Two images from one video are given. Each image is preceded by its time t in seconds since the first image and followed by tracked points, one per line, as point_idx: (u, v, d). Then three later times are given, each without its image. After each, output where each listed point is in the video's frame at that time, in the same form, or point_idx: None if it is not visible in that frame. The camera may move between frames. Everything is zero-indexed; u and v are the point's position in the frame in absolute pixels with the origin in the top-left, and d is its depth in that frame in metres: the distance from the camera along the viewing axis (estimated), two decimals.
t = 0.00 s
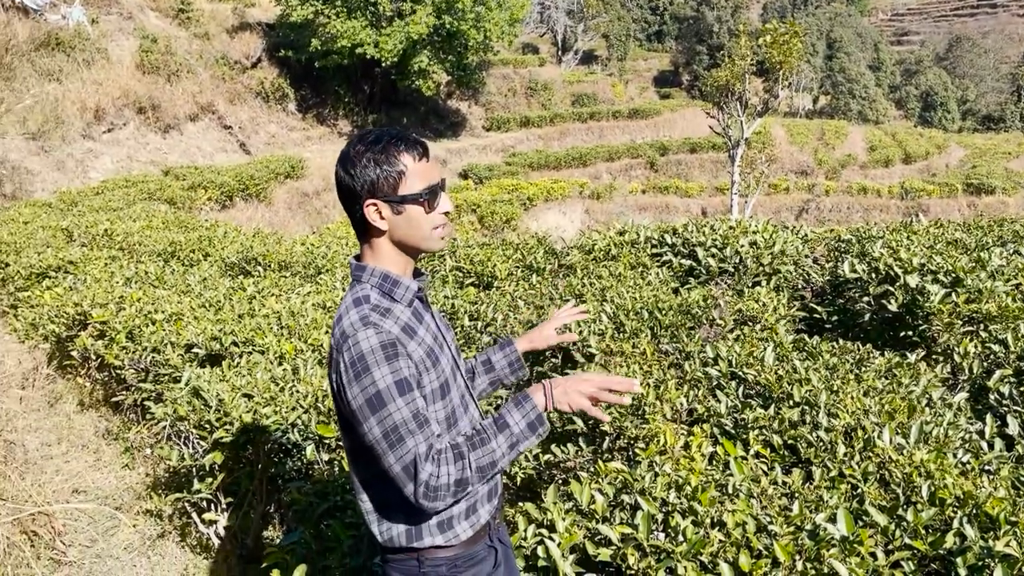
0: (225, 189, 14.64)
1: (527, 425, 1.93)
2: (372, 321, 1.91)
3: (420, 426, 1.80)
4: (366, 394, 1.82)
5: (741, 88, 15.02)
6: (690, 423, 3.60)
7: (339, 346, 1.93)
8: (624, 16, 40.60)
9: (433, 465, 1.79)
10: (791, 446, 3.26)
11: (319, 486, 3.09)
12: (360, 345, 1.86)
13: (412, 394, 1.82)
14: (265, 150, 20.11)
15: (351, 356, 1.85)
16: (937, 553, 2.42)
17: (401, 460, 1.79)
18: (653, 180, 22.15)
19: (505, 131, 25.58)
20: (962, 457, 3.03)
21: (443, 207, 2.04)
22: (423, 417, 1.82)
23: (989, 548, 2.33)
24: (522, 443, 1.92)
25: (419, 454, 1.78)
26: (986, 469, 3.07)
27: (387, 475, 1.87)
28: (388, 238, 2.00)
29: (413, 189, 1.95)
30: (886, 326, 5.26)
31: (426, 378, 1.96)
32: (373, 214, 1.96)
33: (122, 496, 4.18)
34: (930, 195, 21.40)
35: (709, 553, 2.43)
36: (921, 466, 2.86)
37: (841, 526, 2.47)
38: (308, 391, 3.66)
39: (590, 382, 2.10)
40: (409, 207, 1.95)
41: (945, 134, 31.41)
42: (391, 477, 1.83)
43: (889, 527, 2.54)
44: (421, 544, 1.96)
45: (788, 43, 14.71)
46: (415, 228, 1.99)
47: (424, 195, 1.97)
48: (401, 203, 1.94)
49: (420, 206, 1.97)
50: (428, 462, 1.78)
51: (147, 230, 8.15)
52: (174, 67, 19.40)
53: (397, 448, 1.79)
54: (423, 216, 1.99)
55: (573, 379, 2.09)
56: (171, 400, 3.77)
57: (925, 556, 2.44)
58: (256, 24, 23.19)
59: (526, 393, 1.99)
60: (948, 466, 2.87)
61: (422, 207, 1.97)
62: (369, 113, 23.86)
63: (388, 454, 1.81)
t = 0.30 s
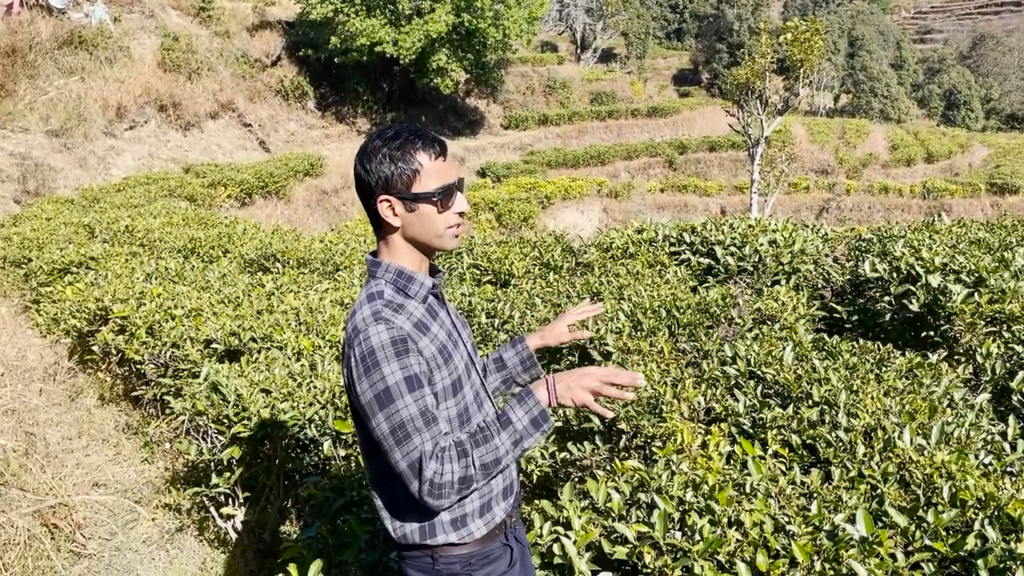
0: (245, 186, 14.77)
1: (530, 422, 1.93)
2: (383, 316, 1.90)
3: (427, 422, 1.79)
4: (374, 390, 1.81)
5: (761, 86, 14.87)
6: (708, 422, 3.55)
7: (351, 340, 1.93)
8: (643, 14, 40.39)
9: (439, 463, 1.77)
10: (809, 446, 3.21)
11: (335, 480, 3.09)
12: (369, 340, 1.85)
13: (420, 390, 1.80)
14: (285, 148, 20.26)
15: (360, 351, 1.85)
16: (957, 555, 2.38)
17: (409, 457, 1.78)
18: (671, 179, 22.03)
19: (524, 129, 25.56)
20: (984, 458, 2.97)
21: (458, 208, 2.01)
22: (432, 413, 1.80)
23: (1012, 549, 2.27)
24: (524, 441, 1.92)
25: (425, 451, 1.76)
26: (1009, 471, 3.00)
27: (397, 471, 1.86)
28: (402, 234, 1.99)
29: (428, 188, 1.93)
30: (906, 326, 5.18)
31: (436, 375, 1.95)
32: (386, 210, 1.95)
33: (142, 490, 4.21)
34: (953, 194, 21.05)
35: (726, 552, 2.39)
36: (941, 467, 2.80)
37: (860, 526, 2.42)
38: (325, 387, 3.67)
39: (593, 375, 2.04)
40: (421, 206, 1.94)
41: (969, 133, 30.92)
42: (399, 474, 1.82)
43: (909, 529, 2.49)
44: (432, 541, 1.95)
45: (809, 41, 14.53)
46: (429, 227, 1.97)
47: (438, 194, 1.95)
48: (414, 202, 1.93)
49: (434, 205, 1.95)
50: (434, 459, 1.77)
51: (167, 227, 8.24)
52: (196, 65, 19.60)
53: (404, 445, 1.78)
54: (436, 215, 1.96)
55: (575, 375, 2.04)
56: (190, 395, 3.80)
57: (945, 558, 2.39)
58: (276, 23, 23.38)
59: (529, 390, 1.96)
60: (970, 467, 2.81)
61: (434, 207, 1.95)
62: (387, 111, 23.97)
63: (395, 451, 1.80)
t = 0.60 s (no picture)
0: (259, 184, 14.86)
1: (549, 419, 1.92)
2: (389, 311, 1.89)
3: (441, 414, 1.78)
4: (384, 384, 1.81)
5: (775, 84, 14.75)
6: (720, 420, 3.51)
7: (358, 337, 1.92)
8: (657, 12, 40.24)
9: (455, 454, 1.77)
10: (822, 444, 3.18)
11: (346, 475, 3.10)
12: (376, 335, 1.85)
13: (430, 382, 1.80)
14: (298, 146, 20.37)
15: (368, 345, 1.84)
16: (972, 553, 2.35)
17: (422, 449, 1.78)
18: (684, 177, 21.95)
19: (536, 128, 25.54)
20: (1000, 459, 2.92)
21: (464, 207, 2.01)
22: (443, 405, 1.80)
23: None
24: (544, 437, 1.91)
25: (438, 442, 1.76)
26: None
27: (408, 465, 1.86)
28: (407, 231, 1.99)
29: (435, 187, 1.92)
30: (921, 325, 5.12)
31: (444, 370, 1.95)
32: (393, 207, 1.95)
33: (155, 483, 4.25)
34: (969, 194, 20.80)
35: (738, 549, 2.38)
36: (957, 467, 2.76)
37: (873, 524, 2.40)
38: (336, 381, 3.69)
39: (618, 384, 2.17)
40: (428, 204, 1.93)
41: (986, 132, 30.56)
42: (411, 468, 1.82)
43: (924, 527, 2.46)
44: (443, 534, 1.95)
45: (824, 39, 14.40)
46: (434, 225, 1.96)
47: (445, 193, 1.94)
48: (421, 199, 1.92)
49: (440, 206, 1.94)
50: (449, 452, 1.77)
51: (181, 224, 8.30)
52: (210, 63, 19.74)
53: (416, 437, 1.77)
54: (442, 214, 1.96)
55: (601, 380, 2.14)
56: (202, 389, 3.83)
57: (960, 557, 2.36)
58: (290, 21, 23.51)
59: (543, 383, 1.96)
60: (986, 466, 2.78)
61: (440, 206, 1.94)
62: (400, 109, 24.03)
63: (407, 444, 1.79)
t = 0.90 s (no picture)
0: (266, 181, 14.89)
1: (544, 420, 1.90)
2: (395, 308, 1.88)
3: (439, 415, 1.77)
4: (385, 381, 1.80)
5: (784, 81, 14.66)
6: (727, 417, 3.50)
7: (363, 332, 1.91)
8: (665, 9, 40.09)
9: (450, 455, 1.77)
10: (830, 442, 3.16)
11: (351, 472, 3.09)
12: (380, 331, 1.84)
13: (431, 381, 1.78)
14: (306, 143, 20.40)
15: (371, 342, 1.83)
16: (982, 553, 2.32)
17: (419, 448, 1.77)
18: (692, 175, 21.86)
19: (543, 125, 25.49)
20: (1010, 456, 2.88)
21: (475, 199, 2.00)
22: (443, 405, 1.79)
23: None
24: (538, 437, 1.89)
25: (435, 443, 1.76)
26: None
27: (406, 463, 1.85)
28: (417, 225, 1.98)
29: (446, 179, 1.91)
30: (931, 323, 5.08)
31: (448, 367, 1.93)
32: (403, 201, 1.94)
33: (161, 479, 4.26)
34: (979, 192, 20.63)
35: (745, 548, 2.36)
36: (966, 465, 2.74)
37: (882, 523, 2.38)
38: (342, 377, 3.68)
39: (615, 390, 2.17)
40: (439, 197, 1.92)
41: (997, 129, 30.33)
42: (409, 466, 1.82)
43: (932, 526, 2.43)
44: (444, 531, 1.94)
45: (833, 36, 14.31)
46: (444, 217, 1.95)
47: (456, 186, 1.93)
48: (432, 192, 1.91)
49: (452, 198, 1.93)
50: (444, 452, 1.77)
51: (188, 220, 8.32)
52: (218, 60, 19.80)
53: (414, 437, 1.77)
54: (454, 207, 1.94)
55: (599, 385, 2.15)
56: (208, 385, 3.83)
57: (969, 556, 2.34)
58: (298, 19, 23.55)
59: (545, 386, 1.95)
60: (995, 465, 2.75)
61: (452, 198, 1.93)
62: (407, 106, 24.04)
63: (405, 442, 1.79)
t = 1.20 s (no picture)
0: (265, 177, 14.87)
1: (539, 409, 1.92)
2: (394, 303, 1.88)
3: (437, 410, 1.78)
4: (385, 376, 1.80)
5: (783, 78, 14.64)
6: (726, 413, 3.51)
7: (362, 328, 1.91)
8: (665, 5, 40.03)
9: (449, 450, 1.77)
10: (828, 438, 3.17)
11: (350, 467, 3.09)
12: (379, 326, 1.84)
13: (431, 376, 1.79)
14: (305, 139, 20.39)
15: (371, 337, 1.83)
16: (978, 548, 2.33)
17: (419, 443, 1.77)
18: (691, 171, 21.87)
19: (543, 121, 25.48)
20: (1008, 452, 2.89)
21: (476, 194, 2.01)
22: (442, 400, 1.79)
23: None
24: (530, 423, 1.91)
25: (435, 438, 1.76)
26: None
27: (405, 459, 1.86)
28: (418, 220, 1.97)
29: (448, 174, 1.91)
30: (929, 319, 5.10)
31: (447, 362, 1.93)
32: (406, 194, 1.93)
33: (160, 475, 4.28)
34: (978, 189, 20.64)
35: (742, 542, 2.36)
36: (963, 460, 2.75)
37: (878, 518, 2.37)
38: (340, 373, 3.68)
39: (602, 367, 2.17)
40: (442, 191, 1.92)
41: (996, 126, 30.32)
42: (408, 461, 1.82)
43: (930, 521, 2.43)
44: (444, 526, 1.94)
45: (833, 32, 14.29)
46: (446, 212, 1.95)
47: (459, 181, 1.94)
48: (435, 187, 1.91)
49: (455, 192, 1.94)
50: (443, 446, 1.77)
51: (187, 216, 8.32)
52: (216, 56, 19.77)
53: (414, 432, 1.77)
54: (456, 202, 1.95)
55: (585, 363, 2.14)
56: (207, 381, 3.84)
57: (967, 551, 2.34)
58: (297, 14, 23.50)
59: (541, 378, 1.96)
60: (993, 460, 2.76)
61: (455, 192, 1.93)
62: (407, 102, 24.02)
63: (404, 438, 1.79)
